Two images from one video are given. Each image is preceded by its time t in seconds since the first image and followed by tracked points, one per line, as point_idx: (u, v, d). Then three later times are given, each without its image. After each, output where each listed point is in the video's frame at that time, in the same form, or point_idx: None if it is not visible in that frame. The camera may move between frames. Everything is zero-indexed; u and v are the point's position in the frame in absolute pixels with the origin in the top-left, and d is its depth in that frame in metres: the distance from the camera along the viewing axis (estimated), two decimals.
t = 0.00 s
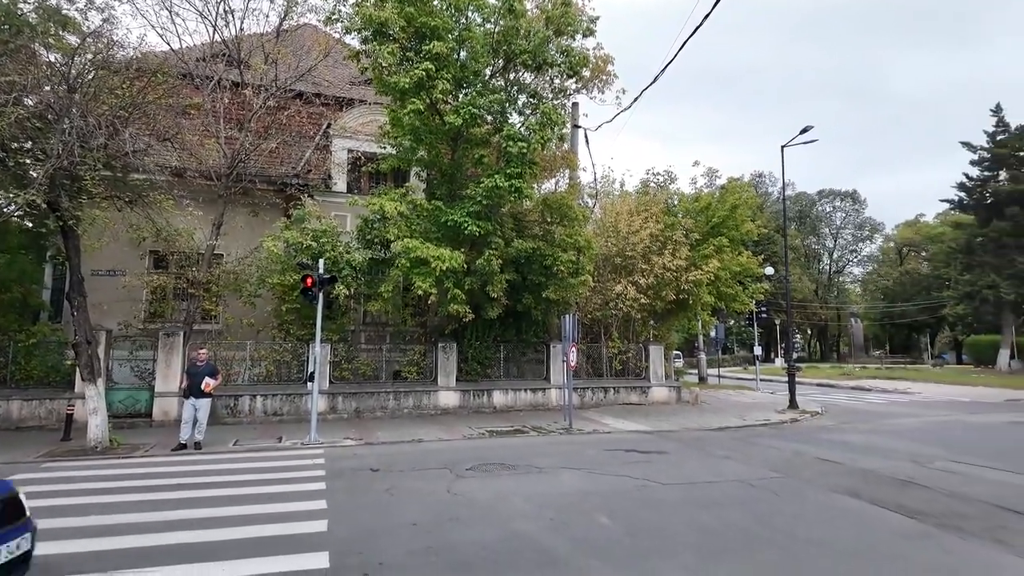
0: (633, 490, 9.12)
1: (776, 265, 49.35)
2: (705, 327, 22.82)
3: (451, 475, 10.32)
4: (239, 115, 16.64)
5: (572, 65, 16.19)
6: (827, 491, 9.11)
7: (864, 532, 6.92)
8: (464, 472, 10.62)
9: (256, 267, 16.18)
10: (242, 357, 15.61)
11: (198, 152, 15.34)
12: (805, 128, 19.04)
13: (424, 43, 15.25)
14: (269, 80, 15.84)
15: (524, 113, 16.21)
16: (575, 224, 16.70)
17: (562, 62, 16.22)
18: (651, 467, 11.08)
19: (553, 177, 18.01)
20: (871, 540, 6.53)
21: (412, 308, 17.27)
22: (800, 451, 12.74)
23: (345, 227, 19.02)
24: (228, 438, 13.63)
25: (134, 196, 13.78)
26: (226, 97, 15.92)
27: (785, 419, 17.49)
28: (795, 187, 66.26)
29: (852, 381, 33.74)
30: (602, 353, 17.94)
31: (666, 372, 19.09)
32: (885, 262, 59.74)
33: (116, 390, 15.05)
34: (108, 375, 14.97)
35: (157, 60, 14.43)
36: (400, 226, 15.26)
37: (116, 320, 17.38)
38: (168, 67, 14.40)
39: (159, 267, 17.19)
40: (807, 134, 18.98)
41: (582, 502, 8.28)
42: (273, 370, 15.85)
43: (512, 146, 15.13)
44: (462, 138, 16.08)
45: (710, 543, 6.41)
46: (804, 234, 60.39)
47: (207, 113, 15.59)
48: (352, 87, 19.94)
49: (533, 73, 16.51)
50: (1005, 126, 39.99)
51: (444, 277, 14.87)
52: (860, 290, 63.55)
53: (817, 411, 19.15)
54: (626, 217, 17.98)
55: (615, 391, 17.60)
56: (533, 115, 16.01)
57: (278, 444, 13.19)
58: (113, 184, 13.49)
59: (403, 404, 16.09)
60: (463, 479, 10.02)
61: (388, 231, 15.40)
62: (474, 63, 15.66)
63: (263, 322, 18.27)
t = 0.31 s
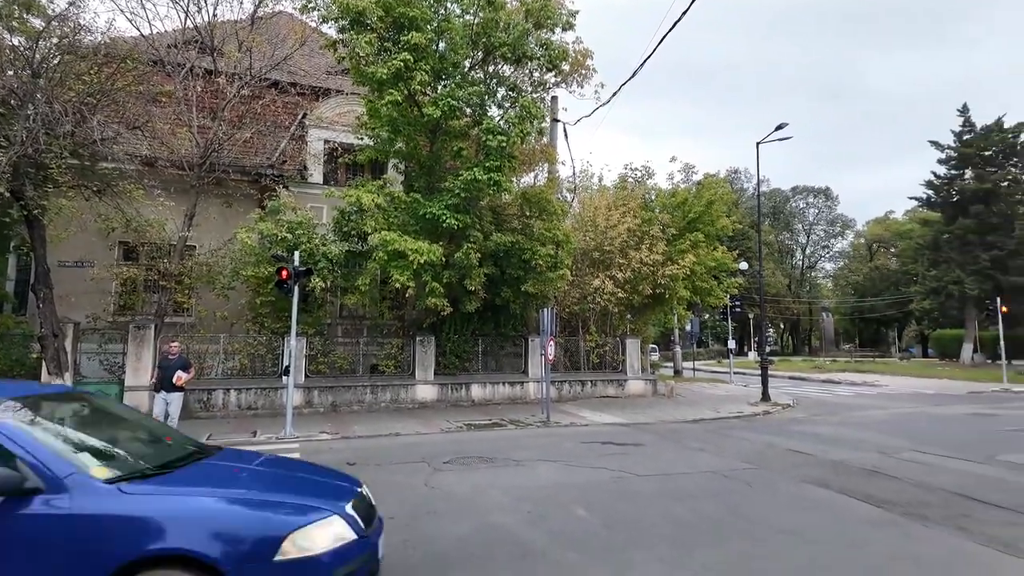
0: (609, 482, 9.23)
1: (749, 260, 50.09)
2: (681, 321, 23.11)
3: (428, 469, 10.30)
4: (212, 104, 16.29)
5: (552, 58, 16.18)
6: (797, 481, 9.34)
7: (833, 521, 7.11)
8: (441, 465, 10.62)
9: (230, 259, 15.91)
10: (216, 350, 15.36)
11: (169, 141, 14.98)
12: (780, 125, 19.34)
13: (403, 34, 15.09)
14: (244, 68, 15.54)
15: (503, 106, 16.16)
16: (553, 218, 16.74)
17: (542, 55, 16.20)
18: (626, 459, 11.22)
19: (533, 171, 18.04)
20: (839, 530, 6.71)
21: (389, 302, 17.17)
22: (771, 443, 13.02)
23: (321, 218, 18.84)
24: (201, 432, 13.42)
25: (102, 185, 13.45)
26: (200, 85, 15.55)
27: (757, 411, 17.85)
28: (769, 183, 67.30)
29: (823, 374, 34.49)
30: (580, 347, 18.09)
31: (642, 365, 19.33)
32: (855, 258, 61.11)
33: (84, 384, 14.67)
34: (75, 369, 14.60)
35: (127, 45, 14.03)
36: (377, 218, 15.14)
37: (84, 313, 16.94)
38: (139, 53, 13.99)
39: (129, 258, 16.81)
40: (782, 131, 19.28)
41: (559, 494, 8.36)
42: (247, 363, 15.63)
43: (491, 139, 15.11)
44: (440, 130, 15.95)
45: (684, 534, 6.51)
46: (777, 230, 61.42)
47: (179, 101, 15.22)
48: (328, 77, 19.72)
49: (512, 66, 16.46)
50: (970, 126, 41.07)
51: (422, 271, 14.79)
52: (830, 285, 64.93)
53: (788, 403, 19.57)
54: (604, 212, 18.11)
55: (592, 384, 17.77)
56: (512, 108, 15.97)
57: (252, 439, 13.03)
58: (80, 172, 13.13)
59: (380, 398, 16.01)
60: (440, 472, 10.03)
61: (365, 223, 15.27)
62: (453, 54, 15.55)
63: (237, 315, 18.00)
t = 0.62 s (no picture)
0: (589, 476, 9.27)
1: (726, 255, 50.74)
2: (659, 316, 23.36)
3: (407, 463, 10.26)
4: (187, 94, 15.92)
5: (533, 52, 16.14)
6: (773, 474, 9.48)
7: (808, 513, 7.22)
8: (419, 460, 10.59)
9: (205, 252, 15.60)
10: (190, 345, 15.12)
11: (142, 131, 14.63)
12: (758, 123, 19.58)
13: (382, 26, 14.93)
14: (219, 57, 15.24)
15: (483, 100, 16.08)
16: (533, 213, 16.76)
17: (523, 49, 16.13)
18: (605, 452, 11.32)
19: (513, 165, 18.04)
20: (815, 522, 6.81)
21: (368, 296, 17.05)
22: (748, 436, 13.22)
23: (299, 211, 18.67)
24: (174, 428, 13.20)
25: (70, 174, 13.30)
26: (175, 75, 15.15)
27: (734, 405, 18.13)
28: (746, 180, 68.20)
29: (797, 368, 35.14)
30: (559, 341, 18.20)
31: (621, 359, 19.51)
32: (828, 254, 62.28)
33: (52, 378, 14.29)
34: (43, 363, 14.24)
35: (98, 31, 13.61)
36: (356, 211, 15.02)
37: (53, 306, 16.54)
38: (110, 39, 13.56)
39: (100, 250, 16.44)
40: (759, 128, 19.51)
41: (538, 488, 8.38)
42: (222, 358, 15.40)
43: (471, 133, 15.06)
44: (420, 123, 15.82)
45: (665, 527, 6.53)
46: (753, 226, 62.28)
47: (151, 90, 14.84)
48: (306, 68, 19.57)
49: (493, 59, 16.39)
50: (941, 126, 42.00)
51: (401, 265, 14.71)
52: (804, 281, 66.10)
53: (764, 396, 19.90)
54: (585, 208, 18.23)
55: (571, 378, 17.90)
56: (493, 102, 15.90)
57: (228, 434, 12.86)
58: (48, 161, 12.92)
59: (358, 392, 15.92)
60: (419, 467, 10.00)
61: (343, 216, 15.14)
62: (433, 47, 15.41)
63: (213, 309, 17.73)
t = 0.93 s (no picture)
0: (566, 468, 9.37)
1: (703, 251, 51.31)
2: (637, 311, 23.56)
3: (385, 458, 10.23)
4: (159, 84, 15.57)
5: (512, 46, 16.09)
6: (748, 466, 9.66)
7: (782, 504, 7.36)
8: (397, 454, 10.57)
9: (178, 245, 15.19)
10: (163, 339, 14.82)
11: (112, 121, 14.20)
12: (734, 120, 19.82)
13: (361, 17, 14.76)
14: (192, 46, 14.97)
15: (463, 93, 15.98)
16: (513, 207, 16.75)
17: (502, 43, 16.07)
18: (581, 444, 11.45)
19: (493, 160, 18.02)
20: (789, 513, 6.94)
21: (346, 290, 16.90)
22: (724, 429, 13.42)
23: (275, 203, 18.46)
24: (146, 424, 12.96)
25: (37, 164, 12.84)
26: (146, 63, 14.89)
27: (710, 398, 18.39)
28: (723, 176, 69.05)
29: (771, 362, 35.78)
30: (538, 336, 18.26)
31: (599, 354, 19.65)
32: (802, 250, 63.40)
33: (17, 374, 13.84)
34: (9, 358, 13.83)
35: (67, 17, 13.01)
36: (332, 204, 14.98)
37: (19, 300, 16.09)
38: (79, 25, 13.00)
39: (69, 242, 16.02)
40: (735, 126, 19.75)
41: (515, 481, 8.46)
42: (196, 353, 15.14)
43: (451, 127, 14.98)
44: (399, 115, 15.65)
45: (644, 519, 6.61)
46: (730, 222, 63.06)
47: (121, 79, 14.36)
48: (283, 58, 19.44)
49: (473, 52, 16.32)
50: (911, 125, 42.91)
51: (379, 258, 14.59)
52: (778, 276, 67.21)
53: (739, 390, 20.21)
54: (564, 203, 18.28)
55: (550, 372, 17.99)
56: (472, 96, 15.81)
57: (202, 430, 12.66)
58: (12, 151, 12.42)
59: (336, 387, 15.79)
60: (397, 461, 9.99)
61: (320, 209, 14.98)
62: (412, 39, 15.27)
63: (186, 302, 17.42)
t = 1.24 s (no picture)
0: (545, 463, 9.41)
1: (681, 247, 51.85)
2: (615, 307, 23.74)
3: (364, 454, 10.16)
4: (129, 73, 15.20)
5: (492, 41, 16.05)
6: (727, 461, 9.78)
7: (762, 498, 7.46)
8: (376, 451, 10.50)
9: (151, 239, 14.87)
10: (134, 335, 14.53)
11: (81, 111, 13.82)
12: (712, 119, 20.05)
13: (339, 9, 14.58)
14: (166, 35, 14.77)
15: (442, 87, 15.89)
16: (493, 203, 16.71)
17: (482, 38, 16.02)
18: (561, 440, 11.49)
19: (472, 155, 17.99)
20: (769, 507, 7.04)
21: (324, 285, 16.74)
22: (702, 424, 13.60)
23: (250, 197, 18.19)
24: (118, 421, 12.70)
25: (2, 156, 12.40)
26: (115, 52, 14.47)
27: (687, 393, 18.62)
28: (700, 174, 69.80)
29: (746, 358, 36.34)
30: (517, 332, 18.29)
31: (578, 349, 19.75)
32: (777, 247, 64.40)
33: None
34: None
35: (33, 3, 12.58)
36: (311, 199, 14.74)
37: None
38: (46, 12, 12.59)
39: (36, 235, 15.61)
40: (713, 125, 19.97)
41: (494, 476, 8.48)
42: (169, 349, 14.89)
43: (431, 121, 14.90)
44: (377, 109, 15.51)
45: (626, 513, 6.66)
46: (707, 219, 63.78)
47: (90, 68, 13.93)
48: (259, 50, 19.16)
49: (452, 47, 16.25)
50: (883, 126, 43.80)
51: (357, 253, 14.47)
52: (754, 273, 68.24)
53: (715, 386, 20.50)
54: (543, 199, 18.31)
55: (529, 368, 18.04)
56: (452, 90, 15.73)
57: (177, 427, 12.44)
58: None
59: (313, 383, 15.64)
60: (376, 457, 9.93)
61: (297, 203, 14.80)
62: (391, 32, 15.13)
63: (158, 297, 17.10)
